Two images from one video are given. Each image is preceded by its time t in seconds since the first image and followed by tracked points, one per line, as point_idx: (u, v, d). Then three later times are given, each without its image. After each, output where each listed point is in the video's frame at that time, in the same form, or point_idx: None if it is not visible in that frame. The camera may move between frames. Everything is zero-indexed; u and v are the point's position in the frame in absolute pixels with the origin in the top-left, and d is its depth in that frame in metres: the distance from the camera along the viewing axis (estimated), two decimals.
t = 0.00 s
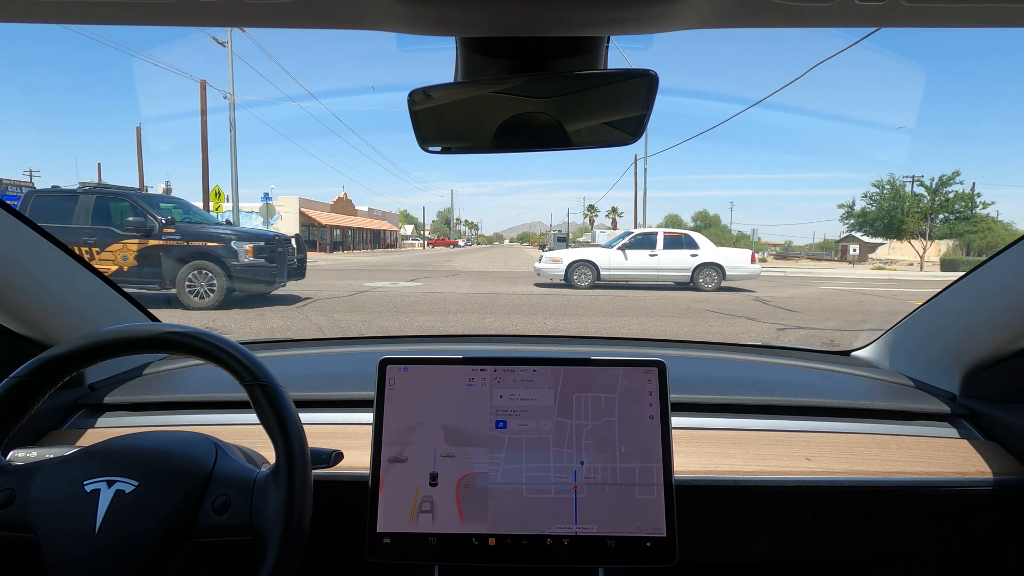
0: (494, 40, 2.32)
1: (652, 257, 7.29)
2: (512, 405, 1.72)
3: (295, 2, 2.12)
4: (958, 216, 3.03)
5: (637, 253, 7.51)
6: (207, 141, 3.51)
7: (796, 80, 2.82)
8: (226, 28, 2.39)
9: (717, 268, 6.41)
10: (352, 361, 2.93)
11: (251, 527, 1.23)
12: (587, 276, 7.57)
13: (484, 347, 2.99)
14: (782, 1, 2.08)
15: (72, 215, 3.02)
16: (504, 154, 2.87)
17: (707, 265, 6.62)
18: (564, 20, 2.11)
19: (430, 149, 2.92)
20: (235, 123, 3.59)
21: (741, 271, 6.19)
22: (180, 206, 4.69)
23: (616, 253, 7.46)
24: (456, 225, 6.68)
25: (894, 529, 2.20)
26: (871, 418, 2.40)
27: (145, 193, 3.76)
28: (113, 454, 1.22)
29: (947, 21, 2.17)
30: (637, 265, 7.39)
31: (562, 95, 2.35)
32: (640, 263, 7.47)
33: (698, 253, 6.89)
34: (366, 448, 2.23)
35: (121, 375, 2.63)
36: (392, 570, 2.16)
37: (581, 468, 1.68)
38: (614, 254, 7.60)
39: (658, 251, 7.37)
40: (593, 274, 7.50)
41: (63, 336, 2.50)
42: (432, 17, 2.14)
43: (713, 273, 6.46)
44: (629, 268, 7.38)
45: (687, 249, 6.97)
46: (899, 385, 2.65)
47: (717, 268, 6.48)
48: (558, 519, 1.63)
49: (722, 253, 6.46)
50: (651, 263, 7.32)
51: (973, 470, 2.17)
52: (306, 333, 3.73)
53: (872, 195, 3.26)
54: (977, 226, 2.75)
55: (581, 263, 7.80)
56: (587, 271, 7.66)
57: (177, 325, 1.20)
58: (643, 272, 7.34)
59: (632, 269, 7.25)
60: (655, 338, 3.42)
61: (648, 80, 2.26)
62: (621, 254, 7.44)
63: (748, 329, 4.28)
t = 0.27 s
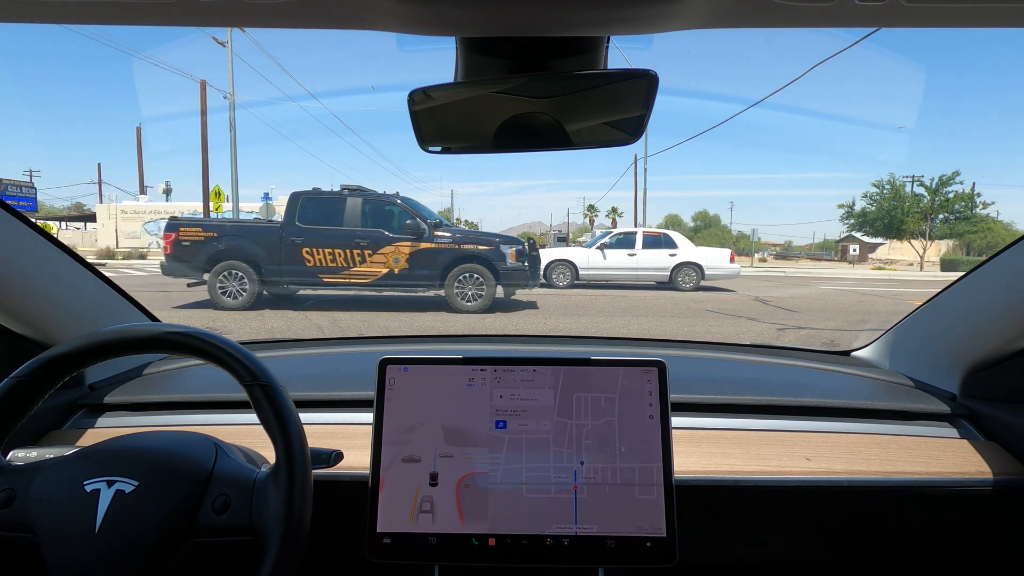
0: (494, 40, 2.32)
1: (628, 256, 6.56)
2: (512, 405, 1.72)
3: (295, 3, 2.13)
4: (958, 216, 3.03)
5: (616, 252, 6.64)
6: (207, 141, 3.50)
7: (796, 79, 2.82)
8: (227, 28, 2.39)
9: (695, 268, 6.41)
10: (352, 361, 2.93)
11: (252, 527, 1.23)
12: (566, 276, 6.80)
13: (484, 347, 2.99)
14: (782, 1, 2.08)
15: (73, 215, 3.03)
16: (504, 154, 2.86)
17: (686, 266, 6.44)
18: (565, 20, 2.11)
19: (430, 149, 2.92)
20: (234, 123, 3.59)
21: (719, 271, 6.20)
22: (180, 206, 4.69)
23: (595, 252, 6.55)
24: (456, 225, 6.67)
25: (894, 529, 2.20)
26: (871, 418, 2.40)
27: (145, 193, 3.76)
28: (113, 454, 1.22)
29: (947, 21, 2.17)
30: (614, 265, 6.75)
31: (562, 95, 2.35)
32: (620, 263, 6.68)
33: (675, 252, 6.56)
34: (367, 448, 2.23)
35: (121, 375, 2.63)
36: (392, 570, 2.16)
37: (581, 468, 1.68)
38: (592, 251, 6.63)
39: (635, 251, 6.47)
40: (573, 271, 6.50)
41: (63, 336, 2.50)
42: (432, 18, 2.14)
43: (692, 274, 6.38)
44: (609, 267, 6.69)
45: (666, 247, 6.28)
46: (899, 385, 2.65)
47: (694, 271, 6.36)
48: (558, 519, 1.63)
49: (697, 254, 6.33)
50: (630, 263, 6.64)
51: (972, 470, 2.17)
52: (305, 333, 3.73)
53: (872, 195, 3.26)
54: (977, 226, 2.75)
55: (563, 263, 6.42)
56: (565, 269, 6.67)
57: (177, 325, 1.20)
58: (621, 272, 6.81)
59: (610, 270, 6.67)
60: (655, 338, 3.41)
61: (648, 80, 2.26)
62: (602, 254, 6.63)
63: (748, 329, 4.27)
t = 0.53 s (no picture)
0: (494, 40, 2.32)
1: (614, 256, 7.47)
2: (512, 405, 1.72)
3: (295, 3, 2.13)
4: (959, 216, 3.03)
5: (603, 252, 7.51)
6: (207, 141, 3.50)
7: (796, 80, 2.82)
8: (227, 28, 2.39)
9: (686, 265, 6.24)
10: (352, 361, 2.93)
11: (251, 528, 1.23)
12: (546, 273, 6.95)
13: (484, 347, 2.99)
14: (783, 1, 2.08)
15: (73, 215, 3.02)
16: (504, 154, 2.86)
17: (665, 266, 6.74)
18: (565, 20, 2.11)
19: (430, 149, 2.92)
20: (234, 123, 3.59)
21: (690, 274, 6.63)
22: (180, 206, 4.69)
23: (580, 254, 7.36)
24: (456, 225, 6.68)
25: (894, 529, 2.20)
26: (871, 418, 2.40)
27: (145, 193, 3.76)
28: (113, 454, 1.22)
29: (948, 21, 2.17)
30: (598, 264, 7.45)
31: (561, 95, 2.35)
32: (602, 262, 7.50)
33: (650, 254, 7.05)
34: (367, 448, 2.23)
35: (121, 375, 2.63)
36: (392, 570, 2.16)
37: (581, 468, 1.68)
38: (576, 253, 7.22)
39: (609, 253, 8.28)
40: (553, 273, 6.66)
41: (63, 336, 2.50)
42: (432, 18, 2.14)
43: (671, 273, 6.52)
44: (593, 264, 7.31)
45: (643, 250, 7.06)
46: (899, 385, 2.65)
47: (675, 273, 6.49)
48: (558, 519, 1.63)
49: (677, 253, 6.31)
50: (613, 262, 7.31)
51: (973, 471, 2.17)
52: (305, 333, 3.73)
53: (872, 195, 3.26)
54: (977, 226, 2.75)
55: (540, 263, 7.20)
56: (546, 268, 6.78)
57: (177, 325, 1.20)
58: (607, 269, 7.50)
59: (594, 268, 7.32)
60: (655, 338, 3.41)
61: (648, 80, 2.26)
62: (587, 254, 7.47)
63: (748, 329, 4.27)
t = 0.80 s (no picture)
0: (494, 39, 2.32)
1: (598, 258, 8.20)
2: (512, 405, 1.72)
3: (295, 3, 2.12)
4: (959, 217, 3.02)
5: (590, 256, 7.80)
6: (207, 141, 3.50)
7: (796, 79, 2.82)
8: (227, 28, 2.39)
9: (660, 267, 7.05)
10: (352, 361, 2.93)
11: (251, 528, 1.23)
12: (528, 275, 7.36)
13: (484, 347, 2.99)
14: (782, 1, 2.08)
15: (72, 215, 3.02)
16: (504, 154, 2.86)
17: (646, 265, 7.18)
18: (565, 20, 2.11)
19: (430, 149, 2.92)
20: (235, 123, 3.58)
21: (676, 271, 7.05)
22: (180, 206, 4.69)
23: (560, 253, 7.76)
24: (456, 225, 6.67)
25: (894, 529, 2.20)
26: (872, 418, 2.40)
27: (145, 193, 3.76)
28: (113, 454, 1.22)
29: (948, 21, 2.17)
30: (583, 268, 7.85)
31: (561, 95, 2.35)
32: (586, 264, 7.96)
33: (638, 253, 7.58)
34: (367, 448, 2.23)
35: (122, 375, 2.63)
36: (392, 570, 2.16)
37: (581, 468, 1.68)
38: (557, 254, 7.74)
39: (598, 252, 8.73)
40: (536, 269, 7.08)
41: (64, 336, 2.50)
42: (432, 18, 2.14)
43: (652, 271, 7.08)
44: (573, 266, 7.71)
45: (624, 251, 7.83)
46: (899, 385, 2.65)
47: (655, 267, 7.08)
48: (558, 519, 1.63)
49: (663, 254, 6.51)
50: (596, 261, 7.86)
51: (973, 470, 2.17)
52: (305, 333, 3.73)
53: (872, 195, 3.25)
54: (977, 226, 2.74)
55: (522, 261, 7.97)
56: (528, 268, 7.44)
57: (177, 325, 1.20)
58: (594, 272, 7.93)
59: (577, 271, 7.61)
60: (655, 338, 3.42)
61: (648, 80, 2.26)
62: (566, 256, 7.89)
63: (748, 329, 4.28)
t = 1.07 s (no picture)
0: (495, 40, 2.32)
1: (581, 255, 7.59)
2: (512, 405, 1.72)
3: (295, 3, 2.13)
4: (959, 216, 3.03)
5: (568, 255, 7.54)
6: (207, 141, 3.50)
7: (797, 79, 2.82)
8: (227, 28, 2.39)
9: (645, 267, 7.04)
10: (352, 361, 2.93)
11: (252, 528, 1.23)
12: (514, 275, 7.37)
13: (484, 347, 2.99)
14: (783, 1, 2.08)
15: (73, 215, 3.02)
16: (504, 154, 2.86)
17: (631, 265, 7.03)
18: (565, 20, 2.11)
19: (430, 149, 2.92)
20: (235, 123, 3.58)
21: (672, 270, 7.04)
22: (180, 206, 4.68)
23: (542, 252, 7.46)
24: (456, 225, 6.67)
25: (893, 529, 2.20)
26: (871, 418, 2.40)
27: (145, 193, 3.76)
28: (113, 454, 1.22)
29: (948, 21, 2.17)
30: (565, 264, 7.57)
31: (561, 95, 2.35)
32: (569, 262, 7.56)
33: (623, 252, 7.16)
34: (367, 448, 2.23)
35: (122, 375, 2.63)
36: (393, 570, 2.16)
37: (581, 468, 1.68)
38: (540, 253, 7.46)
39: (584, 250, 7.62)
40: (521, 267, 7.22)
41: (64, 336, 2.50)
42: (432, 18, 2.14)
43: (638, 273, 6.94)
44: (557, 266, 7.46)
45: (611, 249, 7.36)
46: (899, 385, 2.65)
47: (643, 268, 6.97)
48: (558, 519, 1.63)
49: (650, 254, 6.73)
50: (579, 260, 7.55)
51: (972, 470, 2.17)
52: (305, 333, 3.73)
53: (872, 195, 3.25)
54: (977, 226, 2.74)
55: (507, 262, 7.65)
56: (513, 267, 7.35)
57: (177, 325, 1.20)
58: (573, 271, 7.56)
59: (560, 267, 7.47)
60: (655, 338, 3.41)
61: (648, 80, 2.26)
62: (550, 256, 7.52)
63: (748, 329, 4.27)
